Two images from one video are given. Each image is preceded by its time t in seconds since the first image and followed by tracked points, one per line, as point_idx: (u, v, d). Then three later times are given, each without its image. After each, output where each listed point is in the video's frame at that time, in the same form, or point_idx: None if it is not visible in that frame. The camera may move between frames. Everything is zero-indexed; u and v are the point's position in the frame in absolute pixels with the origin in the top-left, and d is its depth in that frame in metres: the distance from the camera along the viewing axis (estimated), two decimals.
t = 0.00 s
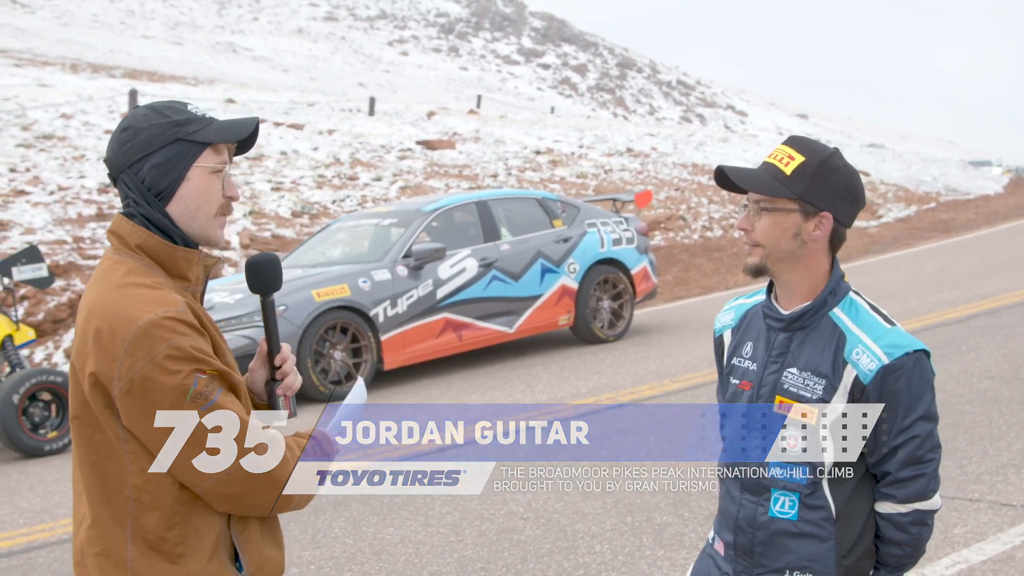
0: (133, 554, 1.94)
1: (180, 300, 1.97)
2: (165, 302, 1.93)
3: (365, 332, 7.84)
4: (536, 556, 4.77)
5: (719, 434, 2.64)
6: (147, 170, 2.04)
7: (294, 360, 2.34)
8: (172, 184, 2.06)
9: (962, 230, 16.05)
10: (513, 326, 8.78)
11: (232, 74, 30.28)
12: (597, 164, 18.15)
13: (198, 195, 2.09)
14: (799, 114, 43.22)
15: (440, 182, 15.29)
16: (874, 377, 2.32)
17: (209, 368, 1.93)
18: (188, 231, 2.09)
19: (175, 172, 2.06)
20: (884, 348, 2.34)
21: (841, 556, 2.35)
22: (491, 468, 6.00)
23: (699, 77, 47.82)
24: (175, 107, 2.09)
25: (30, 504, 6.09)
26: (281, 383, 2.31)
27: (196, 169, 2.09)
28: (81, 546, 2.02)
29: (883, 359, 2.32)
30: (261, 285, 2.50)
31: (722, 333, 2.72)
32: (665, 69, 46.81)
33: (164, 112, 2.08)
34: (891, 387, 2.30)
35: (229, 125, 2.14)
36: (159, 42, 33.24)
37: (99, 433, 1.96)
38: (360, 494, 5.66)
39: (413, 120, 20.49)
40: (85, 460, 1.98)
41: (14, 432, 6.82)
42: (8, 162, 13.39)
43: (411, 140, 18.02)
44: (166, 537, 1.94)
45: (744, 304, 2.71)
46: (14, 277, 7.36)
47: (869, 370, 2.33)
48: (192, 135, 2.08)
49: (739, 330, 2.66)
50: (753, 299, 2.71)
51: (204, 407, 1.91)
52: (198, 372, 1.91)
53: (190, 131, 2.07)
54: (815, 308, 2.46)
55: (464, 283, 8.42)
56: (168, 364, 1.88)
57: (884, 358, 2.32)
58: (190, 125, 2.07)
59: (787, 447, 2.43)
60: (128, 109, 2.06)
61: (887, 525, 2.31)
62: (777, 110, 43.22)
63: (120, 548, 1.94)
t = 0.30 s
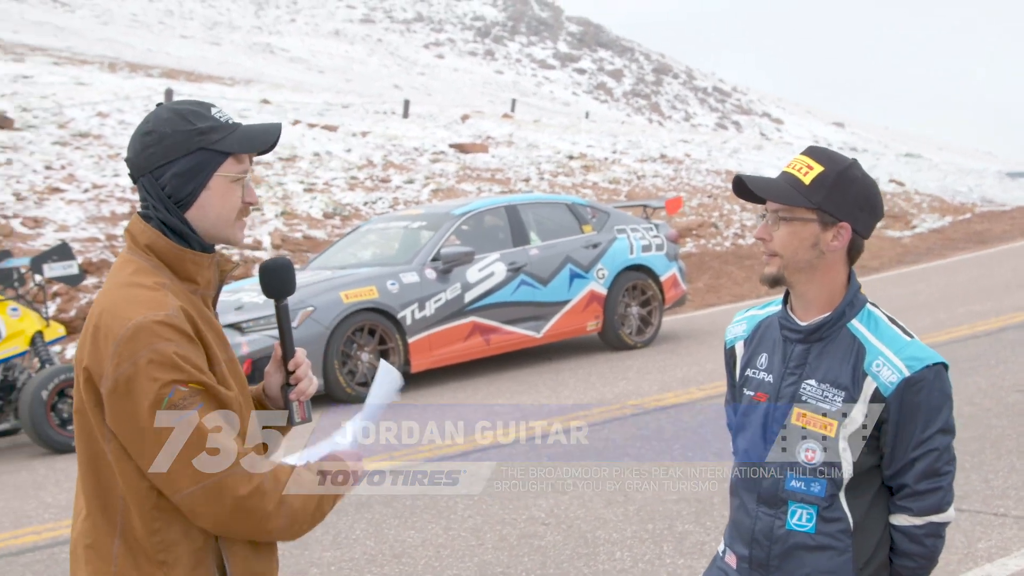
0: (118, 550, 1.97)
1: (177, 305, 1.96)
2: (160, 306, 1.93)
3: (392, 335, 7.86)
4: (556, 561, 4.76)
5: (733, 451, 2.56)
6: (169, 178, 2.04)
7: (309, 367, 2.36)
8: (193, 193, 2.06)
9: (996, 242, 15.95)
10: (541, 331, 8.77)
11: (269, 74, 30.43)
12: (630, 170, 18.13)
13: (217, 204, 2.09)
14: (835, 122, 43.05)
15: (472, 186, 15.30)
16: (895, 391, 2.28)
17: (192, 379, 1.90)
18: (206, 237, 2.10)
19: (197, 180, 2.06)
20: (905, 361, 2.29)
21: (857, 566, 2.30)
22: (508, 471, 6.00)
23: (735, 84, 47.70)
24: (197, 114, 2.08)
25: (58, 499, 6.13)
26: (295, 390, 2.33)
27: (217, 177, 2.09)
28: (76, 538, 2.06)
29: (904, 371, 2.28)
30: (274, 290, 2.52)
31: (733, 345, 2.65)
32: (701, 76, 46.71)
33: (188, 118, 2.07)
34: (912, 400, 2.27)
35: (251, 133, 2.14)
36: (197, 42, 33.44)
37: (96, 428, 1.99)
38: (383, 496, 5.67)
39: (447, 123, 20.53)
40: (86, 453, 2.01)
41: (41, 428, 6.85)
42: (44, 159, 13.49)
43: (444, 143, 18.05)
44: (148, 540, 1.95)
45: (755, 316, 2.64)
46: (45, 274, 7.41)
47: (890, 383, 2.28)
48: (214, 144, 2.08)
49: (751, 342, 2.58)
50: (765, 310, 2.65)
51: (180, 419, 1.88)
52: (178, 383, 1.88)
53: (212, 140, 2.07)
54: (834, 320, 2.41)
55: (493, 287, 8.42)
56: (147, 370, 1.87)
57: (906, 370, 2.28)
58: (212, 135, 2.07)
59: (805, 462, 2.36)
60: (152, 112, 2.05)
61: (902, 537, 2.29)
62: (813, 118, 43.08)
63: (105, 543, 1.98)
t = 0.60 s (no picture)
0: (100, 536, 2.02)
1: (146, 302, 1.95)
2: (119, 294, 1.93)
3: (411, 332, 7.86)
4: (571, 559, 4.75)
5: (742, 452, 2.54)
6: (171, 187, 2.04)
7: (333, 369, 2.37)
8: (194, 198, 2.06)
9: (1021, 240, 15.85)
10: (561, 329, 8.76)
11: (294, 72, 30.50)
12: (653, 168, 18.09)
13: (221, 206, 2.10)
14: (861, 120, 42.87)
15: (494, 183, 15.30)
16: (902, 389, 2.27)
17: (124, 368, 1.86)
18: (210, 236, 2.12)
19: (198, 187, 2.06)
20: (911, 358, 2.28)
21: (866, 566, 2.29)
22: (525, 469, 5.99)
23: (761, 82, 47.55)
24: (195, 117, 2.06)
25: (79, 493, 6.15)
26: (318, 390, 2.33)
27: (219, 180, 2.08)
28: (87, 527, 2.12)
29: (911, 369, 2.26)
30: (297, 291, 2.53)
31: (740, 346, 2.63)
32: (726, 73, 46.58)
33: (184, 120, 2.05)
34: (919, 398, 2.25)
35: (250, 132, 2.12)
36: (223, 41, 33.53)
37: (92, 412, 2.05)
38: (400, 493, 5.67)
39: (470, 121, 20.53)
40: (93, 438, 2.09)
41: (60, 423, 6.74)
42: (68, 157, 13.55)
43: (467, 141, 18.06)
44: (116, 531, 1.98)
45: (762, 317, 2.62)
46: (65, 272, 7.43)
47: (897, 381, 2.27)
48: (214, 148, 2.06)
49: (758, 342, 2.57)
50: (771, 310, 2.63)
51: (97, 401, 1.84)
52: (106, 368, 1.85)
53: (211, 145, 2.06)
54: (840, 319, 2.39)
55: (513, 285, 8.42)
56: (88, 349, 1.86)
57: (912, 368, 2.27)
58: (210, 139, 2.05)
59: (813, 462, 2.34)
60: (148, 118, 2.02)
61: (911, 537, 2.27)
62: (839, 116, 42.92)
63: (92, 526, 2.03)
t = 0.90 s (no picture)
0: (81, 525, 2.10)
1: (117, 294, 2.00)
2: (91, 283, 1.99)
3: (422, 326, 7.86)
4: (579, 552, 4.76)
5: (743, 446, 2.54)
6: (162, 187, 2.08)
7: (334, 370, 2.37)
8: (181, 202, 2.08)
9: None
10: (571, 322, 8.75)
11: (307, 66, 30.52)
12: (665, 160, 18.08)
13: (207, 213, 2.09)
14: (875, 111, 42.75)
15: (506, 177, 15.30)
16: (899, 380, 2.25)
17: (82, 353, 1.91)
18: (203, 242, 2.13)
19: (187, 190, 2.07)
20: (909, 349, 2.27)
21: (868, 563, 2.28)
22: (533, 463, 5.99)
23: (775, 73, 47.43)
24: (194, 122, 2.09)
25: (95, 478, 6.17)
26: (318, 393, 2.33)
27: (207, 190, 2.08)
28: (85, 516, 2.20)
29: (908, 360, 2.25)
30: (292, 291, 2.52)
31: (739, 339, 2.63)
32: (739, 65, 46.50)
33: (184, 125, 2.08)
34: (916, 389, 2.24)
35: (249, 147, 2.11)
36: (235, 35, 33.55)
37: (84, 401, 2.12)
38: (409, 487, 5.67)
39: (482, 114, 20.52)
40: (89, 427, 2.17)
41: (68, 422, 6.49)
42: (80, 152, 13.58)
43: (478, 134, 18.05)
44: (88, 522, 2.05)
45: (761, 309, 2.62)
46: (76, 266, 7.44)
47: (894, 372, 2.26)
48: (202, 157, 2.07)
49: (757, 335, 2.56)
50: (770, 304, 2.62)
51: (46, 378, 1.88)
52: (64, 350, 1.90)
53: (202, 153, 2.07)
54: (837, 310, 2.38)
55: (523, 278, 8.41)
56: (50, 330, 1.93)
57: (909, 359, 2.25)
58: (203, 147, 2.07)
59: (811, 455, 2.34)
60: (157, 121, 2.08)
61: (913, 530, 2.26)
62: (853, 107, 42.80)
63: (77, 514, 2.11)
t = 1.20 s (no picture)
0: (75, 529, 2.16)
1: (104, 296, 2.05)
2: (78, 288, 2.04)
3: (431, 323, 7.87)
4: (588, 548, 4.76)
5: (741, 440, 2.54)
6: (169, 190, 2.09)
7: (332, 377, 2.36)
8: (192, 205, 2.10)
9: None
10: (581, 318, 8.76)
11: (318, 64, 30.56)
12: (675, 155, 18.05)
13: (218, 218, 2.13)
14: (887, 105, 42.61)
15: (516, 173, 15.30)
16: (902, 374, 2.26)
17: (65, 359, 1.96)
18: (207, 244, 2.17)
19: (197, 195, 2.10)
20: (911, 343, 2.27)
21: (868, 559, 2.28)
22: (542, 460, 5.99)
23: (786, 67, 47.31)
24: (205, 125, 2.10)
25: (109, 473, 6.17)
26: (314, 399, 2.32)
27: (219, 193, 2.12)
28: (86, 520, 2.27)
29: (911, 354, 2.26)
30: (295, 293, 2.52)
31: (738, 334, 2.63)
32: (750, 60, 46.38)
33: (193, 128, 2.09)
34: (919, 383, 2.24)
35: (258, 150, 2.15)
36: (246, 33, 33.59)
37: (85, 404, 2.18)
38: (418, 483, 5.68)
39: (492, 111, 20.52)
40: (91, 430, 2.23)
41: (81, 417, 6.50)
42: (91, 152, 13.61)
43: (489, 131, 18.05)
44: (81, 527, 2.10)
45: (760, 304, 2.62)
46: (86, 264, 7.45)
47: (897, 367, 2.27)
48: (216, 160, 2.10)
49: (756, 330, 2.56)
50: (769, 298, 2.63)
51: (30, 387, 1.94)
52: (49, 357, 1.95)
53: (216, 156, 2.10)
54: (838, 305, 2.38)
55: (532, 274, 8.41)
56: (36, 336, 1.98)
57: (912, 353, 2.26)
58: (216, 151, 2.09)
59: (813, 450, 2.34)
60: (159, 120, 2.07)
61: (914, 525, 2.26)
62: (864, 100, 42.68)
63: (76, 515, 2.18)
